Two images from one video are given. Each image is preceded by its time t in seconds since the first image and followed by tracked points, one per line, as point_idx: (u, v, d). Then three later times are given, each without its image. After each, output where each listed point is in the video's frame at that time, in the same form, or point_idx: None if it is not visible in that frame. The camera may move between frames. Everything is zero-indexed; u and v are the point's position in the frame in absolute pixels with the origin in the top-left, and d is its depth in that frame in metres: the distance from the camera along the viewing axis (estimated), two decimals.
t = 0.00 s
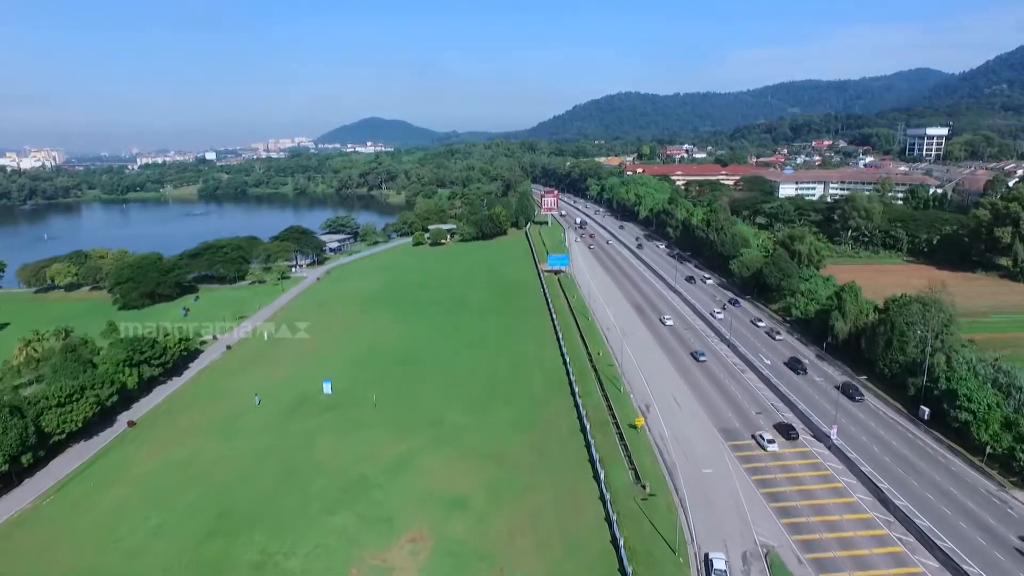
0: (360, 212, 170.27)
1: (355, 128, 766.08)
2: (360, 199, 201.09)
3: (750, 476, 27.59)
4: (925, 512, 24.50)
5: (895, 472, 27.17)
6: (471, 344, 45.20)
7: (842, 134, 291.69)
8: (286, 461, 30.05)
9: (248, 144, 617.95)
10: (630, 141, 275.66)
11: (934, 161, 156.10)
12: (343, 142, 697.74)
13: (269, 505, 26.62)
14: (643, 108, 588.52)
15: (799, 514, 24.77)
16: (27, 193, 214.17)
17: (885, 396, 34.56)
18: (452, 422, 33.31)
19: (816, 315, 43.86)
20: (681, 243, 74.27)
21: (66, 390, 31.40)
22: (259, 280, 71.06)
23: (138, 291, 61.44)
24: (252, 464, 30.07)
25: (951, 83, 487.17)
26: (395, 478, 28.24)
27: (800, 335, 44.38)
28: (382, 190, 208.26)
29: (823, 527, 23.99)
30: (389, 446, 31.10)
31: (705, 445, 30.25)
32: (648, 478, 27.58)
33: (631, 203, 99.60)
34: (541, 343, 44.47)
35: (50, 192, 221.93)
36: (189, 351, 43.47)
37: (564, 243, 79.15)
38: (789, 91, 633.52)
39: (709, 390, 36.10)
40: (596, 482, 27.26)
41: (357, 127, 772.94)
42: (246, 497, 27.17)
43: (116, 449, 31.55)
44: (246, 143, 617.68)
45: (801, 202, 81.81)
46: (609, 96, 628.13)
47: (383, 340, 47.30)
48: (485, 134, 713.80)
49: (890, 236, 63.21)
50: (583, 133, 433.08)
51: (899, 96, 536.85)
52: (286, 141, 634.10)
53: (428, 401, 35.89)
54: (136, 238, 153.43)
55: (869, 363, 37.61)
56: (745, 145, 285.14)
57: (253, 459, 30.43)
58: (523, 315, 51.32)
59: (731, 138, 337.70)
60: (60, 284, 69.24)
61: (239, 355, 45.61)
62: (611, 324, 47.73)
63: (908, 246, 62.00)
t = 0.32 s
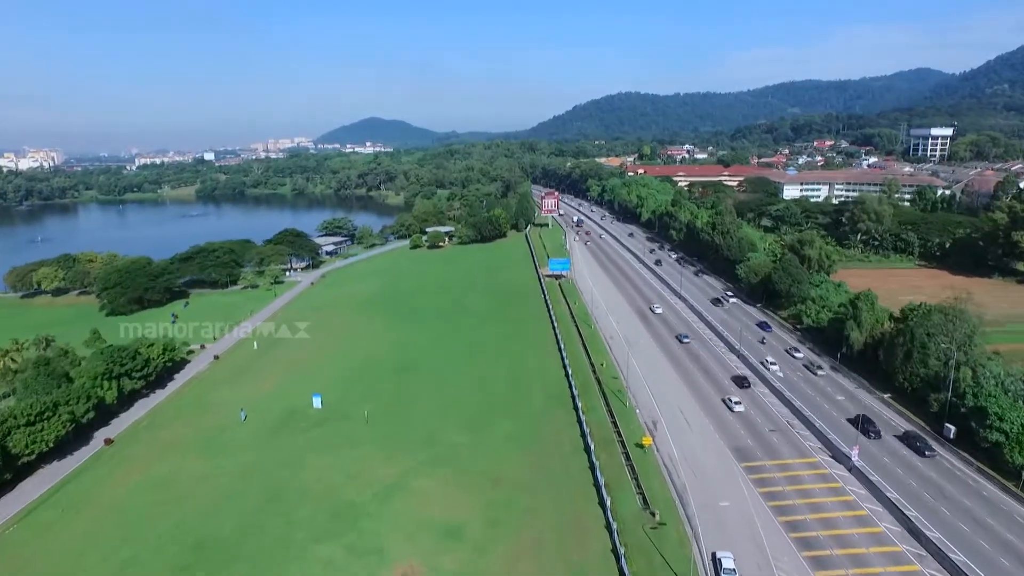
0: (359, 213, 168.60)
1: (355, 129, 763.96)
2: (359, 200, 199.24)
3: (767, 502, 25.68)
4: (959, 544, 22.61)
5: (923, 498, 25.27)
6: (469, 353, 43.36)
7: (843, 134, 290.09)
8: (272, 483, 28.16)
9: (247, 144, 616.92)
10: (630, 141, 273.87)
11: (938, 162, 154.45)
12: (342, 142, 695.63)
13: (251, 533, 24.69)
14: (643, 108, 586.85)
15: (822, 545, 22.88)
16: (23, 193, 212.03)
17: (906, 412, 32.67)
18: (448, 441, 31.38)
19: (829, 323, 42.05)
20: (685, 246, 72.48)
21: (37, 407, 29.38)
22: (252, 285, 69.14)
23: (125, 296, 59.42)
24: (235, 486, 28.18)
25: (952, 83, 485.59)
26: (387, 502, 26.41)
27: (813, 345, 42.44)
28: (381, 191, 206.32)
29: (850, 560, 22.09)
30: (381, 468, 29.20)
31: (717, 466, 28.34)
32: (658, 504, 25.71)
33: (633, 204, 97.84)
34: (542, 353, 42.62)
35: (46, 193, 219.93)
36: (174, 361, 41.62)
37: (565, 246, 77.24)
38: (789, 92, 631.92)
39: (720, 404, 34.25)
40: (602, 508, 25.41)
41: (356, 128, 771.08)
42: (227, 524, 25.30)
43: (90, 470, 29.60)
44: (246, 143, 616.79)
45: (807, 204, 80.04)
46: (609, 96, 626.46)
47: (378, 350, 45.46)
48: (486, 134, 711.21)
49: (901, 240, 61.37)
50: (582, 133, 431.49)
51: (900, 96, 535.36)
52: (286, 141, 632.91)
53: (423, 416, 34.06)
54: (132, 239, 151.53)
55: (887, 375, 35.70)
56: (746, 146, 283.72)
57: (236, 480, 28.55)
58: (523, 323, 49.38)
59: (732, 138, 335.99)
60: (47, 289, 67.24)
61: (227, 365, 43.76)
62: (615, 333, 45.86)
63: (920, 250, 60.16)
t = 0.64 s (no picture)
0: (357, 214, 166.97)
1: (355, 129, 762.18)
2: (357, 201, 197.31)
3: (786, 532, 23.70)
4: None
5: (956, 529, 23.29)
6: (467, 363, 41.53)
7: (845, 134, 288.46)
8: (253, 509, 26.27)
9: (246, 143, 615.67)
10: (631, 141, 271.96)
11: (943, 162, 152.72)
12: (342, 142, 693.55)
13: (228, 566, 22.81)
14: (643, 108, 585.13)
15: None
16: (19, 194, 210.16)
17: (929, 429, 30.73)
18: (443, 462, 29.49)
19: (843, 333, 40.19)
20: (689, 249, 70.74)
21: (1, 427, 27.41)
22: (244, 290, 67.25)
23: (112, 302, 57.46)
24: (214, 511, 26.33)
25: (953, 83, 484.05)
26: (376, 532, 24.56)
27: (826, 355, 40.56)
28: (379, 192, 204.43)
29: None
30: (371, 492, 27.32)
31: (730, 491, 26.40)
32: (667, 536, 23.76)
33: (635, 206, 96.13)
34: (542, 363, 40.78)
35: (43, 194, 218.14)
36: (158, 372, 39.77)
37: (566, 249, 75.35)
38: (790, 91, 630.18)
39: (731, 420, 32.32)
40: (607, 539, 23.50)
41: (356, 128, 769.23)
42: (201, 556, 23.43)
43: (60, 494, 27.75)
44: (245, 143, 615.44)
45: (814, 206, 78.28)
46: (609, 96, 625.04)
47: (372, 359, 43.65)
48: (485, 134, 709.44)
49: (913, 244, 59.44)
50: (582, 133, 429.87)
51: (900, 96, 533.89)
52: (286, 142, 633.40)
53: (417, 434, 32.21)
54: (127, 241, 149.66)
55: (907, 390, 33.73)
56: (747, 146, 282.07)
57: (215, 506, 26.69)
58: (522, 330, 47.46)
59: (733, 138, 334.32)
60: (33, 294, 65.24)
61: (214, 375, 41.95)
62: (618, 341, 43.99)
63: (933, 254, 58.22)
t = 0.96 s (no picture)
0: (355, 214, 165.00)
1: (354, 129, 759.75)
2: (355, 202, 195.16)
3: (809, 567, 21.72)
4: None
5: (994, 565, 21.35)
6: (463, 376, 39.61)
7: (846, 134, 286.77)
8: (229, 542, 24.32)
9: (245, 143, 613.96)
10: (631, 141, 270.04)
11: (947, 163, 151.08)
12: (341, 142, 691.28)
13: None
14: (643, 108, 583.46)
15: None
16: (14, 195, 208.10)
17: (955, 449, 28.80)
18: (437, 488, 27.57)
19: (859, 343, 38.31)
20: (692, 253, 68.90)
21: None
22: (235, 295, 65.23)
23: (97, 308, 55.34)
24: (188, 542, 24.36)
25: (954, 83, 482.64)
26: (362, 567, 22.66)
27: (840, 366, 38.68)
28: (377, 192, 202.48)
29: None
30: (359, 520, 25.46)
31: (746, 520, 24.45)
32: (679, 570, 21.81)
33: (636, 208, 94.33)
34: (543, 376, 38.84)
35: (38, 195, 216.06)
36: (138, 385, 37.82)
37: (566, 253, 73.44)
38: (790, 91, 628.57)
39: (743, 439, 30.36)
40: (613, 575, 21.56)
41: (355, 128, 767.15)
42: None
43: (22, 523, 25.74)
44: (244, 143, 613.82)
45: (820, 208, 76.47)
46: (608, 96, 623.34)
47: (364, 371, 41.75)
48: (485, 134, 709.00)
49: (925, 247, 57.51)
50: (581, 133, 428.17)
51: (900, 96, 532.65)
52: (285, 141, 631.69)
53: (410, 456, 30.33)
54: (121, 242, 147.56)
55: (929, 405, 31.78)
56: (748, 146, 280.36)
57: (189, 537, 24.73)
58: (521, 340, 45.47)
59: (733, 138, 332.58)
60: (17, 300, 63.15)
61: (199, 388, 40.03)
62: (622, 351, 42.07)
63: (945, 259, 56.35)
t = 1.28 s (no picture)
0: (352, 215, 162.99)
1: (352, 129, 757.49)
2: (352, 202, 193.18)
3: None
4: None
5: None
6: (459, 389, 37.69)
7: (846, 134, 285.28)
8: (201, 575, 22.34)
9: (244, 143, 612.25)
10: (630, 141, 268.04)
11: (951, 163, 149.44)
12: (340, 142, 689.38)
13: None
14: (642, 109, 581.89)
15: None
16: (8, 196, 205.94)
17: (987, 471, 26.81)
18: (429, 514, 25.60)
19: (875, 354, 36.48)
20: (695, 257, 67.13)
21: None
22: (224, 301, 63.28)
23: (80, 315, 53.33)
24: None
25: (953, 83, 481.47)
26: None
27: (855, 378, 36.83)
28: (375, 193, 200.55)
29: None
30: (344, 550, 23.51)
31: (764, 551, 22.47)
32: None
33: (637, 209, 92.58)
34: (542, 388, 36.96)
35: (33, 196, 213.88)
36: (116, 399, 35.84)
37: (566, 256, 71.55)
38: (789, 91, 627.15)
39: (757, 459, 28.47)
40: None
41: (354, 128, 764.92)
42: None
43: None
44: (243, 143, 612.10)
45: (825, 210, 74.76)
46: (607, 96, 621.75)
47: (356, 382, 39.87)
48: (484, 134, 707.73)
49: (937, 250, 55.60)
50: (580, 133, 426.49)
51: (900, 96, 531.46)
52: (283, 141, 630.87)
53: (401, 478, 28.41)
54: (115, 243, 145.54)
55: (954, 423, 29.83)
56: (748, 146, 278.59)
57: (158, 569, 22.78)
58: (519, 350, 43.53)
59: (733, 138, 330.95)
60: None
61: (181, 401, 38.09)
62: (625, 362, 40.16)
63: (959, 263, 54.46)
